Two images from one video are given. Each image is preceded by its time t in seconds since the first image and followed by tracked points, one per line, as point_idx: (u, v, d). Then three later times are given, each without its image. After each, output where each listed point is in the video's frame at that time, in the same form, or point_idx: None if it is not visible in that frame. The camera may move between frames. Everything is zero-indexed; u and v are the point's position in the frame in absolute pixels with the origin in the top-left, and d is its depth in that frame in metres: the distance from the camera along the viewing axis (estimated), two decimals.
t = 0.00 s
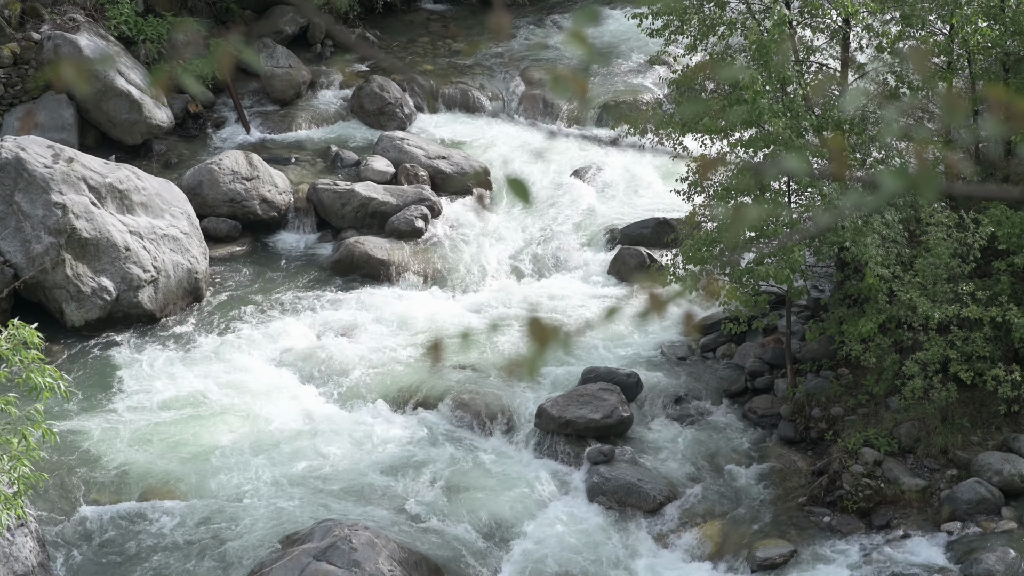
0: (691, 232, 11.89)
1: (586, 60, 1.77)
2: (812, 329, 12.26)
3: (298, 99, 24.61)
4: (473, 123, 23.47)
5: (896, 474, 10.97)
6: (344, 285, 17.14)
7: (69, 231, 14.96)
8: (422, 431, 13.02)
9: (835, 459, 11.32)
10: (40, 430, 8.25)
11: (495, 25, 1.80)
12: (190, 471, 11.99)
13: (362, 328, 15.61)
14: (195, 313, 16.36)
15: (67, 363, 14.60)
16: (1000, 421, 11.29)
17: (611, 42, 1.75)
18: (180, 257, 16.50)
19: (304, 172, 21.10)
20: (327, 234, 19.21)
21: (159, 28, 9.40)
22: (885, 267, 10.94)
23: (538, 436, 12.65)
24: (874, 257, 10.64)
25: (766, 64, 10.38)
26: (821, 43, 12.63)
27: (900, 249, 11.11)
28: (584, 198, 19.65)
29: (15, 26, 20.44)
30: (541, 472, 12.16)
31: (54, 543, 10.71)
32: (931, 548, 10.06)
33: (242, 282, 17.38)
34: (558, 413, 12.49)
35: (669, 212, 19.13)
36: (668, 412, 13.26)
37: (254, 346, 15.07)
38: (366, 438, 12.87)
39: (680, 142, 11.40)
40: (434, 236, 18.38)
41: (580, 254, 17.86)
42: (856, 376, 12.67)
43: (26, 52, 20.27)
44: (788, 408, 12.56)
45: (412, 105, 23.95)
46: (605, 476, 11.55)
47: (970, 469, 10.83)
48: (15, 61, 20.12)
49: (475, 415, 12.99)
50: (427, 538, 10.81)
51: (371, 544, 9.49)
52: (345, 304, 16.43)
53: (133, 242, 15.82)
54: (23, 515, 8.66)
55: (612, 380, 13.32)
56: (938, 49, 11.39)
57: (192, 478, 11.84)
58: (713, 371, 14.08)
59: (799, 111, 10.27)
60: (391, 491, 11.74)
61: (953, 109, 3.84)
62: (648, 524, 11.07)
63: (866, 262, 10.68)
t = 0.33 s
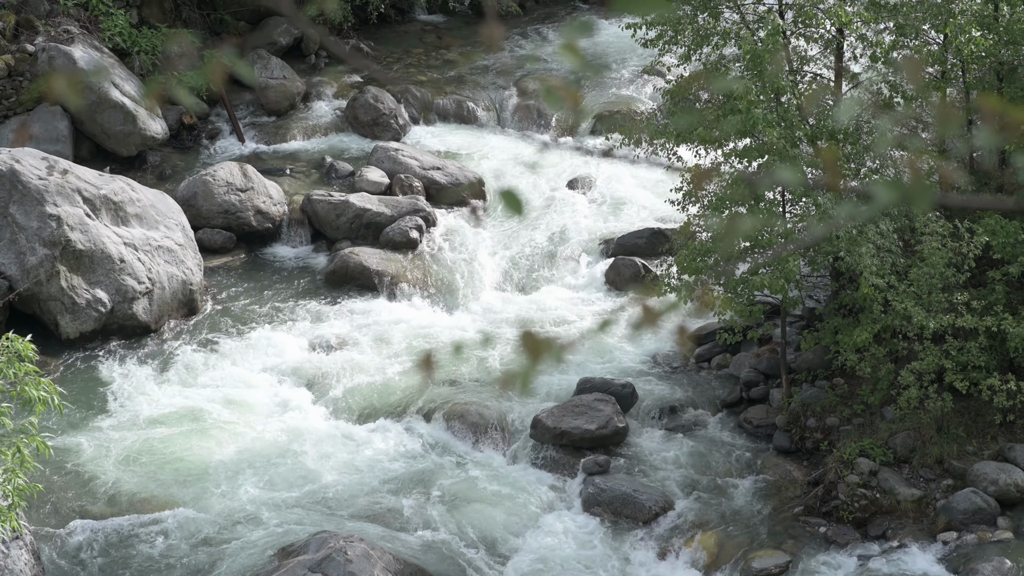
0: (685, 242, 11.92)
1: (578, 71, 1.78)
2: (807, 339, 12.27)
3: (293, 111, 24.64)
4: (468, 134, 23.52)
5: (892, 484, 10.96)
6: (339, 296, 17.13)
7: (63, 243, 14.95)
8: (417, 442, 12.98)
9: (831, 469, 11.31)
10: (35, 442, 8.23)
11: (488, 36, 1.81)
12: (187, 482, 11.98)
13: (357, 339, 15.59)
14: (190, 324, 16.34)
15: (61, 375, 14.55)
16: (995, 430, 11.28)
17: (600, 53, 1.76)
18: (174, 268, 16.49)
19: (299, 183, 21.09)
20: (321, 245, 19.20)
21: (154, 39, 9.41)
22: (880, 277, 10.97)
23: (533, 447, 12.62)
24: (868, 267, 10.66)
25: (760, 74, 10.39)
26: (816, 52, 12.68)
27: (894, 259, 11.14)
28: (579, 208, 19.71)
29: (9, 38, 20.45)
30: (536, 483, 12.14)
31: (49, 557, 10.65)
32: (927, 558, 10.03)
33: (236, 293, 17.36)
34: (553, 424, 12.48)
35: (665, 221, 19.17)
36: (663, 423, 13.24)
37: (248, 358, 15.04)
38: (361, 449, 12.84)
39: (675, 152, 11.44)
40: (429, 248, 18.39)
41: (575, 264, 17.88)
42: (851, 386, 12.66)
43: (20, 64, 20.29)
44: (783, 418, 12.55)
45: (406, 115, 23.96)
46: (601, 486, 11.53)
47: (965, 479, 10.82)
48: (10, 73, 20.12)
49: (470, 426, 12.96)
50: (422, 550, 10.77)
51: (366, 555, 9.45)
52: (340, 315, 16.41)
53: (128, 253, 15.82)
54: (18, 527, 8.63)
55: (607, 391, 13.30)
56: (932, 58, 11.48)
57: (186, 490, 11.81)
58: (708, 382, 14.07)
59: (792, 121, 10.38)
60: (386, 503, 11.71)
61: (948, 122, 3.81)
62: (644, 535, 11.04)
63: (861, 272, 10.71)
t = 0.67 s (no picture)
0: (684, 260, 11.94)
1: (573, 93, 1.81)
2: (807, 357, 12.25)
3: (292, 132, 24.74)
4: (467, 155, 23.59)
5: (892, 503, 10.90)
6: (337, 316, 17.11)
7: (63, 264, 14.97)
8: (416, 463, 12.92)
9: (831, 488, 11.27)
10: (35, 463, 8.26)
11: (485, 58, 1.83)
12: (185, 504, 11.96)
13: (357, 359, 15.57)
14: (190, 345, 16.33)
15: (60, 396, 14.52)
16: (995, 448, 11.25)
17: (597, 75, 1.79)
18: (174, 289, 16.50)
19: (298, 203, 21.14)
20: (320, 265, 19.21)
21: (153, 60, 9.47)
22: (879, 295, 10.99)
23: (534, 466, 12.56)
24: (867, 285, 10.67)
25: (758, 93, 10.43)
26: (813, 71, 12.77)
27: (893, 277, 11.15)
28: (578, 229, 19.77)
29: (8, 60, 20.56)
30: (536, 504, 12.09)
31: None
32: None
33: (236, 313, 17.36)
34: (553, 443, 12.43)
35: (664, 240, 19.22)
36: (663, 442, 13.19)
37: (249, 379, 15.02)
38: (360, 470, 12.80)
39: (674, 171, 11.48)
40: (428, 268, 18.42)
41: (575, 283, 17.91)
42: (851, 405, 12.62)
43: (19, 86, 20.41)
44: (783, 437, 12.50)
45: (405, 135, 24.02)
46: (601, 506, 11.48)
47: (966, 498, 10.78)
48: (8, 95, 20.22)
49: (470, 446, 12.91)
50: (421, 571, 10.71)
51: None
52: (339, 335, 16.40)
53: (127, 274, 15.84)
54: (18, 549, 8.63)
55: (607, 410, 13.26)
56: (929, 76, 11.61)
57: (185, 511, 11.77)
58: (708, 401, 14.02)
59: (792, 139, 10.38)
60: (386, 523, 11.65)
61: (947, 138, 3.74)
62: (644, 554, 10.98)
63: (860, 290, 10.72)
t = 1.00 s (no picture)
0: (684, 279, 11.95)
1: (570, 115, 1.84)
2: (807, 375, 12.24)
3: (292, 152, 24.83)
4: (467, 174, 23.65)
5: (893, 521, 10.85)
6: (337, 336, 17.10)
7: (63, 285, 14.99)
8: (417, 483, 12.87)
9: (832, 506, 11.24)
10: (35, 484, 8.27)
11: (482, 79, 1.87)
12: (185, 525, 11.93)
13: (358, 379, 15.55)
14: (190, 365, 16.32)
15: (60, 417, 14.49)
16: (996, 466, 11.20)
17: (593, 96, 1.82)
18: (174, 309, 16.52)
19: (298, 223, 21.19)
20: (320, 284, 19.20)
21: (152, 80, 9.49)
22: (879, 313, 10.99)
23: (535, 486, 12.51)
24: (868, 303, 10.68)
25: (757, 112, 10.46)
26: (812, 89, 12.82)
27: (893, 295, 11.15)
28: (579, 248, 19.78)
29: (8, 81, 20.65)
30: (537, 524, 12.05)
31: None
32: None
33: (236, 333, 17.36)
34: (554, 462, 12.38)
35: (664, 259, 19.23)
36: (664, 460, 13.14)
37: (250, 399, 15.00)
38: (360, 490, 12.76)
39: (673, 189, 11.50)
40: (427, 287, 18.45)
41: (575, 301, 17.93)
42: (852, 423, 12.58)
43: (18, 108, 20.56)
44: (784, 455, 12.45)
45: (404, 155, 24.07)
46: (602, 525, 11.43)
47: (968, 515, 10.72)
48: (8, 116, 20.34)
49: (471, 465, 12.87)
50: None
51: None
52: (339, 355, 16.39)
53: (127, 294, 15.86)
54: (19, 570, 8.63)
55: (607, 429, 13.22)
56: (928, 93, 11.68)
57: (186, 533, 11.75)
58: (709, 419, 13.97)
59: (790, 157, 10.39)
60: (386, 545, 11.61)
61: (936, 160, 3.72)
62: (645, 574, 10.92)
63: (860, 308, 10.72)
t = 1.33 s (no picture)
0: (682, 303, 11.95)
1: (566, 141, 1.85)
2: (807, 399, 12.20)
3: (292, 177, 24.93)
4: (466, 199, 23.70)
5: (894, 544, 10.77)
6: (336, 362, 17.09)
7: (61, 312, 15.02)
8: (417, 509, 12.81)
9: (833, 530, 11.18)
10: (33, 510, 8.28)
11: (479, 103, 1.87)
12: (183, 556, 11.89)
13: (357, 405, 15.51)
14: (189, 391, 16.30)
15: (57, 446, 14.45)
16: (997, 489, 11.14)
17: (588, 122, 1.84)
18: (173, 335, 16.52)
19: (297, 249, 21.25)
20: (319, 310, 19.18)
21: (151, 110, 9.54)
22: (879, 336, 10.98)
23: (534, 511, 12.44)
24: (867, 325, 10.68)
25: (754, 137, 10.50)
26: (810, 113, 12.89)
27: (892, 318, 11.14)
28: (579, 274, 19.76)
29: (7, 109, 20.77)
30: (536, 549, 11.99)
31: None
32: None
33: (236, 359, 17.36)
34: (553, 487, 12.32)
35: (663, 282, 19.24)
36: (664, 485, 13.07)
37: (249, 426, 14.98)
38: (360, 518, 12.72)
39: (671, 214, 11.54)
40: (426, 312, 18.46)
41: (574, 326, 17.94)
42: (851, 446, 12.53)
43: (17, 135, 20.65)
44: (784, 479, 12.40)
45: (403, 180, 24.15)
46: (601, 549, 11.37)
47: (968, 539, 10.65)
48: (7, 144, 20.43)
49: (471, 491, 12.81)
50: None
51: None
52: (338, 381, 16.37)
53: (126, 321, 15.87)
54: None
55: (607, 453, 13.17)
56: (926, 117, 11.76)
57: (184, 564, 11.71)
58: (708, 443, 13.92)
59: (789, 181, 10.42)
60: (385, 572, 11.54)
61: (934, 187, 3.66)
62: None
63: (859, 331, 10.71)
